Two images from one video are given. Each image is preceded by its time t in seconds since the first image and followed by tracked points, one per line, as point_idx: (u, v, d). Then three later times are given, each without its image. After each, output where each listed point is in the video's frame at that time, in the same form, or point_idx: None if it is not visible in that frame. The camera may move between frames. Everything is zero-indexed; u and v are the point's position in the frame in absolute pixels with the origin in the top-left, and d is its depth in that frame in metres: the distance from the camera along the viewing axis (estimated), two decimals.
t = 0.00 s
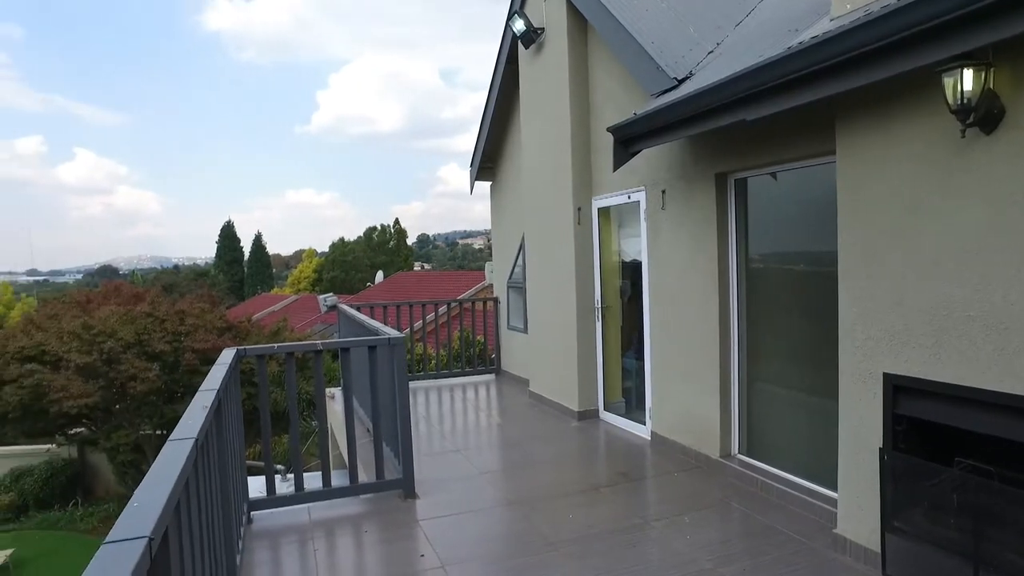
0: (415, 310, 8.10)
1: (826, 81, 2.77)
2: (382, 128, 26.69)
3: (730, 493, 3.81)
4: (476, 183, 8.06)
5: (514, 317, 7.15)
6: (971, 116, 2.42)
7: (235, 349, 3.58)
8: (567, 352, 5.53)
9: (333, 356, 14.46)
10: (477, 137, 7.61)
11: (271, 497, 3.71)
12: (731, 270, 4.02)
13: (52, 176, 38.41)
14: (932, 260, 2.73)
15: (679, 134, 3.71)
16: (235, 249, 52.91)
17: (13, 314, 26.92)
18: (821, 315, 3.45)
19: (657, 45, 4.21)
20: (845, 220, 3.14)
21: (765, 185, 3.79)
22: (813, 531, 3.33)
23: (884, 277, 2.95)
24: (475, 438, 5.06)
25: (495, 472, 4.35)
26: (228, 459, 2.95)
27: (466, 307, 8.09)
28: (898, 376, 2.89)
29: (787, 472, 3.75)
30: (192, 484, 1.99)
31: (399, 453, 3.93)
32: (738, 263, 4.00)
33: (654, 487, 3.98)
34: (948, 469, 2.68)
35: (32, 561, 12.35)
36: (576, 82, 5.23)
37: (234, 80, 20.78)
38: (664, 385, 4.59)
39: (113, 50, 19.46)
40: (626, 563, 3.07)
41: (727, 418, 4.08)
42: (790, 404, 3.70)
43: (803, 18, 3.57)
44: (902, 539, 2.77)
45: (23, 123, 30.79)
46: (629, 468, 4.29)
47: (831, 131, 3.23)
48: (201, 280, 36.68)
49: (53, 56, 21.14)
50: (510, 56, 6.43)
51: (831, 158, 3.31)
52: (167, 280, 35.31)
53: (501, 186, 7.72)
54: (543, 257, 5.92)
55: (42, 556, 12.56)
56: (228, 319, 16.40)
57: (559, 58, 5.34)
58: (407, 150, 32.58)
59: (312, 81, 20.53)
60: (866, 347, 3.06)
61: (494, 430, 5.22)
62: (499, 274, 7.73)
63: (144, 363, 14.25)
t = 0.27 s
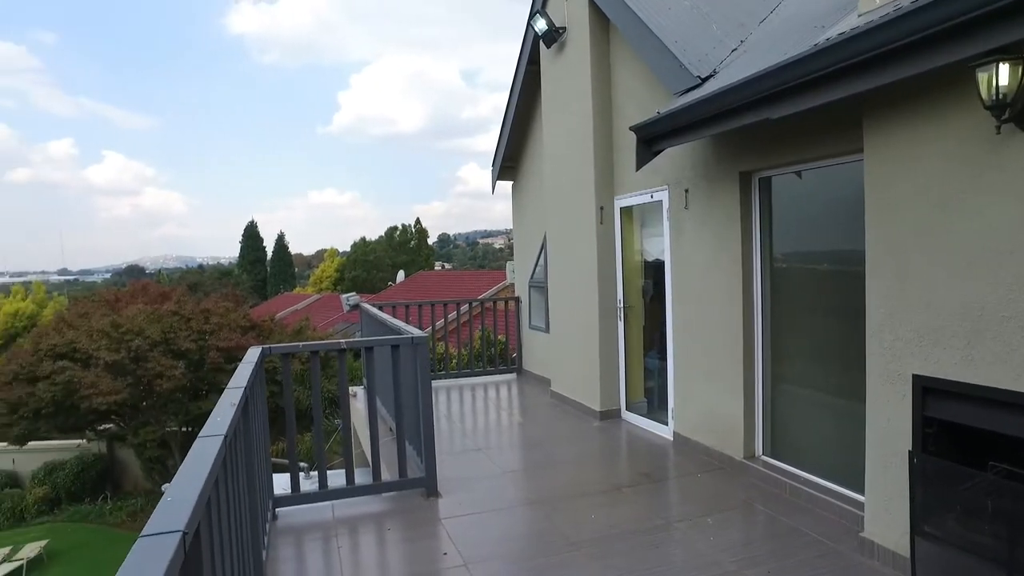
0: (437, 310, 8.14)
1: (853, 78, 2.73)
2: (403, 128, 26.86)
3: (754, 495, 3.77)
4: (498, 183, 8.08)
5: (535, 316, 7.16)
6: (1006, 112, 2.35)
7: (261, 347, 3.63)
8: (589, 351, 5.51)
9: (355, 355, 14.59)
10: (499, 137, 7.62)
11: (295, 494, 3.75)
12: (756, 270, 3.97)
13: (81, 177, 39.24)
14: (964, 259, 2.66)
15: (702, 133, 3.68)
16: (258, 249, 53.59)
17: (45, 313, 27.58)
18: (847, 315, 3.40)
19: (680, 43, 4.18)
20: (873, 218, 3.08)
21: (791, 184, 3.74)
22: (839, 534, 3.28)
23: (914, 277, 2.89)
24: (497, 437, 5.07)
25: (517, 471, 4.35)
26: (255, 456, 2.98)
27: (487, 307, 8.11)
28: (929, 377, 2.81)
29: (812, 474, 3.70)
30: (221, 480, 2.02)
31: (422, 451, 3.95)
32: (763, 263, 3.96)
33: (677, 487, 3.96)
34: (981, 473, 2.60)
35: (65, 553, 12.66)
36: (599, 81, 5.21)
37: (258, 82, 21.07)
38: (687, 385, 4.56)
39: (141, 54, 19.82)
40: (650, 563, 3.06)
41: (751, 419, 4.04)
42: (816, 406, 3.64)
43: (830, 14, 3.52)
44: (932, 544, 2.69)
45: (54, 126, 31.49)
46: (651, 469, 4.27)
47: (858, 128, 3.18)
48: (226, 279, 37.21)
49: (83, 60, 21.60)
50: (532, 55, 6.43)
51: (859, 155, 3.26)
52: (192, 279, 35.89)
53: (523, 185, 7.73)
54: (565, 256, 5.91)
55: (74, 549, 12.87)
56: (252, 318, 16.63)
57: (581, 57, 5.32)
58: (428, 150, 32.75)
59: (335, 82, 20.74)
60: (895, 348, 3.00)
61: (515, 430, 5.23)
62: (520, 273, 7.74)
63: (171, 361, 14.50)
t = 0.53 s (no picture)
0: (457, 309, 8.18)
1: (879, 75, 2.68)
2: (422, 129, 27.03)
3: (778, 497, 3.74)
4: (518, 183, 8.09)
5: (556, 316, 7.16)
6: None
7: (285, 346, 3.67)
8: (610, 351, 5.50)
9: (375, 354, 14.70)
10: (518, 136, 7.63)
11: (318, 492, 3.79)
12: (780, 270, 3.93)
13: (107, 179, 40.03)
14: (995, 258, 2.60)
15: (725, 131, 3.65)
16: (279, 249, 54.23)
17: (73, 312, 28.14)
18: (873, 316, 3.34)
19: (702, 41, 4.15)
20: (901, 217, 3.03)
21: (815, 182, 3.70)
22: (864, 537, 3.23)
23: (943, 276, 2.83)
24: (517, 436, 5.08)
25: (538, 471, 4.36)
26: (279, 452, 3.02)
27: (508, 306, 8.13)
28: (957, 380, 2.71)
29: (837, 476, 3.65)
30: (248, 476, 2.04)
31: (443, 451, 3.97)
32: (786, 262, 3.92)
33: (699, 488, 3.93)
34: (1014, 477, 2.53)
35: (93, 546, 12.92)
36: (620, 80, 5.19)
37: (280, 84, 21.34)
38: (710, 386, 4.53)
39: (166, 58, 20.15)
40: (672, 564, 3.04)
41: (774, 420, 4.00)
42: (841, 408, 3.59)
43: (855, 10, 3.47)
44: (963, 549, 2.64)
45: (82, 129, 32.12)
46: (673, 469, 4.25)
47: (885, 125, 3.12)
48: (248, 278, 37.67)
49: (110, 64, 22.01)
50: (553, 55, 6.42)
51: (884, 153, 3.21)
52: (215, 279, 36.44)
53: (543, 185, 7.73)
54: (585, 256, 5.90)
55: (102, 542, 13.13)
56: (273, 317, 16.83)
57: (602, 56, 5.31)
58: (446, 150, 32.91)
59: (355, 84, 20.91)
60: (923, 349, 2.95)
61: (536, 429, 5.23)
62: (541, 273, 7.75)
63: (194, 359, 14.73)
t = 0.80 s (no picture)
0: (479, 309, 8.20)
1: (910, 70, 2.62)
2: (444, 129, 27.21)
3: (804, 499, 3.69)
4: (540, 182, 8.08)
5: (579, 316, 7.15)
6: None
7: (311, 345, 3.71)
8: (633, 351, 5.48)
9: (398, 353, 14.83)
10: (541, 136, 7.63)
11: (342, 490, 3.81)
12: (806, 269, 3.88)
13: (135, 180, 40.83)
14: None
15: (750, 129, 3.61)
16: (302, 249, 54.87)
17: (104, 311, 28.72)
18: (902, 316, 3.28)
19: (727, 38, 4.10)
20: (932, 214, 2.96)
21: (843, 181, 3.64)
22: (893, 541, 3.18)
23: (977, 275, 2.76)
24: (540, 435, 5.08)
25: (562, 470, 4.36)
26: (305, 450, 3.04)
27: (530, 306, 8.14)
28: (995, 382, 2.65)
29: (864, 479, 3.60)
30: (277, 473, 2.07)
31: (467, 450, 3.98)
32: (813, 262, 3.86)
33: (723, 490, 3.90)
34: None
35: (124, 540, 13.19)
36: (643, 79, 5.16)
37: (304, 86, 21.61)
38: (735, 387, 4.48)
39: (194, 62, 20.49)
40: (696, 566, 3.01)
41: (800, 422, 3.94)
42: (869, 410, 3.53)
43: (884, 5, 3.40)
44: (1000, 557, 2.58)
45: (111, 132, 32.78)
46: (697, 470, 4.21)
47: (915, 121, 3.05)
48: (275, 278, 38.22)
49: (140, 68, 22.44)
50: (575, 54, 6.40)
51: (913, 150, 3.15)
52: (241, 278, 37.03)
53: (566, 184, 7.72)
54: (608, 255, 5.88)
55: (131, 536, 13.40)
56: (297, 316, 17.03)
57: (625, 54, 5.28)
58: (467, 150, 33.06)
59: (379, 85, 21.06)
60: (955, 350, 2.88)
61: (558, 429, 5.23)
62: (563, 273, 7.74)
63: (220, 357, 14.96)
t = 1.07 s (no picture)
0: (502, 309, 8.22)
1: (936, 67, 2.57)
2: (465, 129, 27.28)
3: (832, 502, 3.64)
4: (563, 181, 8.08)
5: (602, 315, 7.13)
6: None
7: (337, 343, 3.75)
8: (656, 351, 5.45)
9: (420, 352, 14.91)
10: (564, 135, 7.62)
11: (367, 488, 3.86)
12: (835, 269, 3.82)
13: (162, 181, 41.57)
14: None
15: (777, 128, 3.57)
16: (325, 249, 55.41)
17: (133, 310, 29.30)
18: (934, 316, 3.21)
19: (752, 35, 4.06)
20: (966, 213, 2.89)
21: (872, 179, 3.58)
22: (925, 545, 3.12)
23: (1013, 275, 2.68)
24: (563, 435, 5.08)
25: (586, 470, 4.35)
26: (331, 448, 3.08)
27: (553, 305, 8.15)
28: None
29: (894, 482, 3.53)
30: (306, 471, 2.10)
31: (491, 449, 3.99)
32: (841, 261, 3.81)
33: (748, 492, 3.86)
34: None
35: (152, 534, 13.46)
36: (667, 77, 5.13)
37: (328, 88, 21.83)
38: (761, 388, 4.43)
39: (221, 65, 20.79)
40: (722, 568, 2.99)
41: (828, 423, 3.89)
42: (899, 412, 3.46)
43: None
44: None
45: (140, 134, 33.41)
46: (722, 472, 4.18)
47: (947, 118, 2.98)
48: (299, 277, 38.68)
49: (169, 72, 22.84)
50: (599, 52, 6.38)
51: (945, 148, 3.08)
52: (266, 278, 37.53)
53: (589, 183, 7.70)
54: (632, 254, 5.86)
55: (160, 530, 13.66)
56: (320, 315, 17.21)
57: (649, 52, 5.25)
58: (489, 150, 33.12)
59: (401, 85, 21.19)
60: (991, 351, 2.80)
61: (582, 429, 5.23)
62: (586, 272, 7.73)
63: (245, 355, 15.17)
